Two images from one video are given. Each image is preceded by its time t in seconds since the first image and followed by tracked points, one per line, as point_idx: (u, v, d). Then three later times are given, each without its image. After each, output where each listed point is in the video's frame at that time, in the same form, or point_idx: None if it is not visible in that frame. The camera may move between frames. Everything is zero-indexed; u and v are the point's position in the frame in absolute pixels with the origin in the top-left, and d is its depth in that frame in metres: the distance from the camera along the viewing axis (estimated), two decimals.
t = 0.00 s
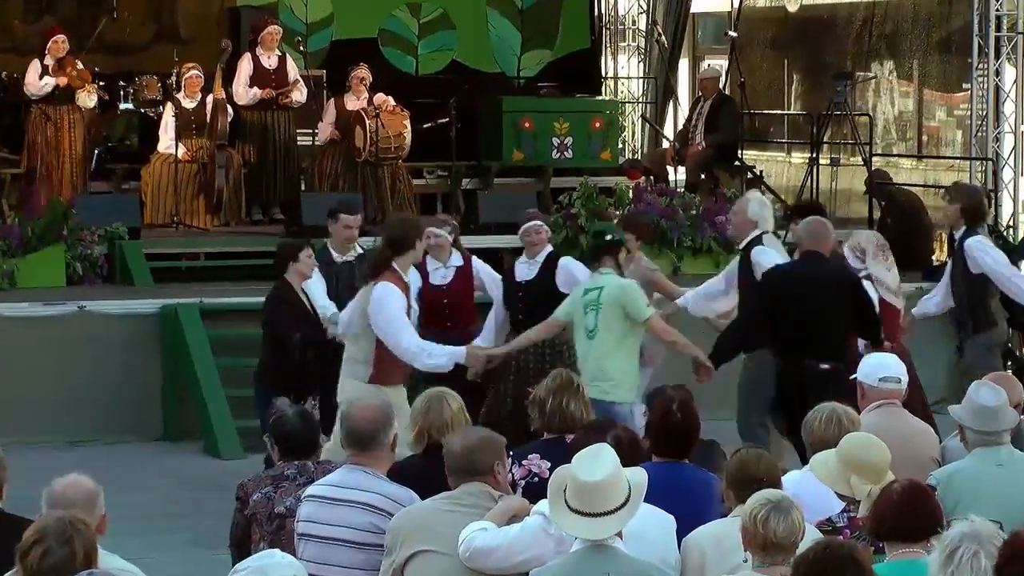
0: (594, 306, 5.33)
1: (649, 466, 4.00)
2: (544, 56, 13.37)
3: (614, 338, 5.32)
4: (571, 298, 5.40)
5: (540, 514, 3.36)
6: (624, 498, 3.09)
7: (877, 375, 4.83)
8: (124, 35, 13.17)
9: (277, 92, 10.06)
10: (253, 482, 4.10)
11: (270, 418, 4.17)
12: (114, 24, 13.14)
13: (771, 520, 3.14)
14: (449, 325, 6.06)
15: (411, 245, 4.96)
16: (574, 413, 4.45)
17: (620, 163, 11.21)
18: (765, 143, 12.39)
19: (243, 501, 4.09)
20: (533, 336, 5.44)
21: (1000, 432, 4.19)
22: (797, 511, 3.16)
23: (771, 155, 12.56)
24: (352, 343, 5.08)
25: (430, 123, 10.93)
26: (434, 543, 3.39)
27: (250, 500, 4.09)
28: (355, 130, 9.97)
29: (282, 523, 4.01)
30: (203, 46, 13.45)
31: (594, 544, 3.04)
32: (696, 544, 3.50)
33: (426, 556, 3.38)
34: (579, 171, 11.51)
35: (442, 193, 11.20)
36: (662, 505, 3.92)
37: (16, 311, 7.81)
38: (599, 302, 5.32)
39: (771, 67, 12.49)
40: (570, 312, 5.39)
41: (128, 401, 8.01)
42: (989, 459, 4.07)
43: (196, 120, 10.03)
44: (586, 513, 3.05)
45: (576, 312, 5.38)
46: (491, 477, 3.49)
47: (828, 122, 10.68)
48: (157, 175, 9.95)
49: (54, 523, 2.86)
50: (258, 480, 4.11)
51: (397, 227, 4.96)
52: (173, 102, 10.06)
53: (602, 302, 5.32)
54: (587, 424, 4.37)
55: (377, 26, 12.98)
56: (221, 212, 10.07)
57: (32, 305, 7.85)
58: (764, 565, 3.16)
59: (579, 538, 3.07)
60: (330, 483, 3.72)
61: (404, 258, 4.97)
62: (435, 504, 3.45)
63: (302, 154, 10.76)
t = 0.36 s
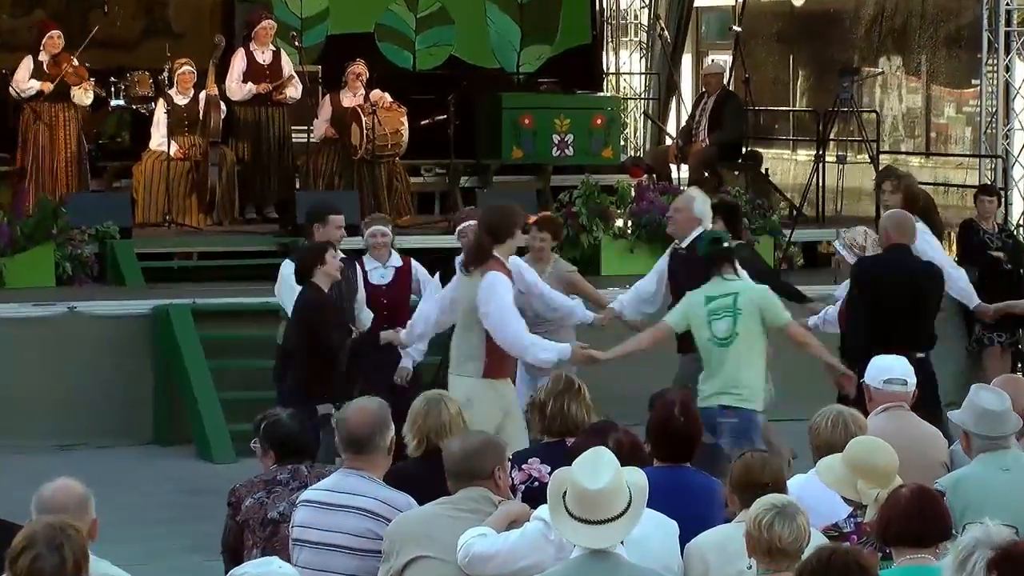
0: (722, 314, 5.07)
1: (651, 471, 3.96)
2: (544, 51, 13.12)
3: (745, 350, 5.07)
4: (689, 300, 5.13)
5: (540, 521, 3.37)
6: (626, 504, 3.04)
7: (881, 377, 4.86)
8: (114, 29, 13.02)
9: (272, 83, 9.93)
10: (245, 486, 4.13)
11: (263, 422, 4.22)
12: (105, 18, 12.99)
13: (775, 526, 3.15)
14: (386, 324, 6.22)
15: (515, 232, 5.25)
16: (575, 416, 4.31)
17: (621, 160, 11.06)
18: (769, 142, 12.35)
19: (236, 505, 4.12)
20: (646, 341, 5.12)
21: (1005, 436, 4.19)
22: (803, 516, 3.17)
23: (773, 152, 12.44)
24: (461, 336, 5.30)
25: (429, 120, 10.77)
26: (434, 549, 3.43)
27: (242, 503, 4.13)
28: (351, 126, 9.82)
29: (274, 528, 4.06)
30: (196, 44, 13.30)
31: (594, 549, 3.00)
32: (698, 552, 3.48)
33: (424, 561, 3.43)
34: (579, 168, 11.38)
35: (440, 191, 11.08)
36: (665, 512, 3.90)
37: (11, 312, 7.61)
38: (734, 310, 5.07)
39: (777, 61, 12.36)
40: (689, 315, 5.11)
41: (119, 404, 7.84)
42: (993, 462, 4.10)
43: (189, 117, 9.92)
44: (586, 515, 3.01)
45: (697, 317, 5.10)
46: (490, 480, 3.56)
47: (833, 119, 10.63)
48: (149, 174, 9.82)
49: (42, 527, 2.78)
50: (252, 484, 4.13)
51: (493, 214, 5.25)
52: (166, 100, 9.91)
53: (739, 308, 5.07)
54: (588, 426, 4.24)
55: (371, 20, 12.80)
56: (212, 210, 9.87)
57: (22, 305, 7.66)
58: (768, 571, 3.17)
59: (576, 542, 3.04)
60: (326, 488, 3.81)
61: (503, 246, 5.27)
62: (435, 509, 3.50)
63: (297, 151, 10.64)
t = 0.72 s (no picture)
0: (840, 310, 5.16)
1: (649, 476, 3.84)
2: (542, 45, 12.91)
3: (863, 343, 5.18)
4: (804, 294, 5.20)
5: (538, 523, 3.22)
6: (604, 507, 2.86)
7: (882, 379, 4.68)
8: (100, 24, 12.85)
9: (263, 77, 9.76)
10: (235, 490, 4.01)
11: (253, 422, 4.11)
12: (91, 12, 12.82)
13: (773, 530, 3.01)
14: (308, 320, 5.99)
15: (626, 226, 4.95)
16: (571, 418, 4.16)
17: (619, 157, 10.94)
18: (772, 137, 12.34)
19: (224, 510, 3.99)
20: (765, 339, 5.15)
21: (1006, 439, 4.04)
22: (802, 518, 3.05)
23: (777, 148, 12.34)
24: (571, 336, 4.97)
25: (424, 116, 10.65)
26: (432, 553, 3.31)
27: (232, 508, 3.99)
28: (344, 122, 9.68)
29: (264, 533, 3.93)
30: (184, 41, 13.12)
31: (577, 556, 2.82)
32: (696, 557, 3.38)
33: (418, 566, 3.34)
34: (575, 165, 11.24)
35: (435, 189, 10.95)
36: (663, 515, 3.77)
37: None
38: (854, 306, 5.15)
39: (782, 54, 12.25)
40: (803, 310, 5.19)
41: (107, 406, 7.67)
42: (997, 466, 3.98)
43: (178, 112, 9.71)
44: (565, 522, 2.83)
45: (811, 314, 5.19)
46: (486, 482, 3.42)
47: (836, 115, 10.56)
48: (136, 170, 9.64)
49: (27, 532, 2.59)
50: (242, 487, 4.01)
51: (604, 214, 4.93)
52: (155, 94, 9.73)
53: (858, 304, 5.15)
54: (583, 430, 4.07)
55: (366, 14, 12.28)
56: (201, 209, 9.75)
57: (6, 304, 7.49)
58: None
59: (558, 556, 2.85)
60: (318, 490, 3.68)
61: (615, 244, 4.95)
62: (429, 513, 3.38)
63: (289, 148, 10.49)
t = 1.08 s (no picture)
0: (920, 300, 5.09)
1: (641, 477, 3.72)
2: (531, 37, 12.63)
3: (943, 334, 5.10)
4: (883, 286, 5.12)
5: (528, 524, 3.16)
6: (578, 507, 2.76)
7: (880, 379, 4.53)
8: (81, 16, 12.67)
9: (246, 70, 9.59)
10: (219, 493, 3.90)
11: (242, 425, 4.08)
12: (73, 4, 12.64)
13: (750, 537, 2.91)
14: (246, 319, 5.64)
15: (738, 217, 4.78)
16: (563, 418, 4.00)
17: (610, 151, 10.80)
18: (767, 130, 12.20)
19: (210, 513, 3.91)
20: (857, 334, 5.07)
21: (1006, 439, 3.93)
22: (784, 525, 2.93)
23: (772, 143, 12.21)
24: (698, 331, 4.85)
25: (413, 110, 10.51)
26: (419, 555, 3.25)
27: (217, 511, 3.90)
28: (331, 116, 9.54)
29: (252, 535, 3.83)
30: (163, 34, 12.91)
31: (554, 560, 2.72)
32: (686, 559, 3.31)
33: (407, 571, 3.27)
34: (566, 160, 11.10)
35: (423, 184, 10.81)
36: (656, 518, 3.66)
37: None
38: (935, 296, 5.09)
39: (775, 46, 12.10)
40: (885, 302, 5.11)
41: (86, 407, 7.50)
42: (997, 467, 3.87)
43: (159, 105, 9.56)
44: (537, 524, 2.73)
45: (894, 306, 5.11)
46: (475, 484, 3.37)
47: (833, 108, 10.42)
48: (117, 166, 9.45)
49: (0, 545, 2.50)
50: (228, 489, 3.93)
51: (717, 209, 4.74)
52: (135, 88, 9.56)
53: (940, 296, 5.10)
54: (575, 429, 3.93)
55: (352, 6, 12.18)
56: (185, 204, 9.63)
57: None
58: None
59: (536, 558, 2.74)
60: (303, 494, 3.60)
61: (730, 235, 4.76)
62: (416, 516, 3.33)
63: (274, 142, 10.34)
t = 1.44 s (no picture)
0: (993, 283, 5.20)
1: (638, 475, 3.56)
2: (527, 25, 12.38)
3: (1013, 314, 5.25)
4: (955, 270, 5.20)
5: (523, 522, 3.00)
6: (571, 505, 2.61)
7: (882, 374, 4.36)
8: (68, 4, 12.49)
9: (233, 58, 9.41)
10: (209, 491, 3.79)
11: (230, 423, 3.94)
12: None
13: (767, 534, 2.81)
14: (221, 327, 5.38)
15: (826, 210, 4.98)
16: (558, 415, 3.84)
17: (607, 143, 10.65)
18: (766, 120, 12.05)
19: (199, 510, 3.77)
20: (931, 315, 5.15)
21: (1010, 437, 3.76)
22: (795, 522, 2.84)
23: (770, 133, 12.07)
24: (800, 328, 5.01)
25: (406, 99, 10.36)
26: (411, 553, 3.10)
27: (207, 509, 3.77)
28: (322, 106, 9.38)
29: (240, 535, 3.70)
30: (151, 19, 12.76)
31: (547, 558, 2.58)
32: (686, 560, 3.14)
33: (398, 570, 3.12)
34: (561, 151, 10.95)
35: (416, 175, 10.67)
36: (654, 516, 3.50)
37: None
38: (1005, 279, 5.22)
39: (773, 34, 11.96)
40: (958, 286, 5.19)
41: (70, 404, 7.33)
42: (1001, 466, 3.69)
43: (146, 95, 9.38)
44: (530, 522, 2.58)
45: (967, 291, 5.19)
46: (469, 481, 3.21)
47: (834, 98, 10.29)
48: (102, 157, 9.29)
49: None
50: (217, 486, 3.79)
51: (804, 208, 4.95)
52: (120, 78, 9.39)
53: (1009, 277, 5.22)
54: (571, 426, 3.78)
55: None
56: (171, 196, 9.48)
57: None
58: None
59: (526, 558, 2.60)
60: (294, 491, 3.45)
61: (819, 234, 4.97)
62: (407, 514, 3.18)
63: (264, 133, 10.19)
